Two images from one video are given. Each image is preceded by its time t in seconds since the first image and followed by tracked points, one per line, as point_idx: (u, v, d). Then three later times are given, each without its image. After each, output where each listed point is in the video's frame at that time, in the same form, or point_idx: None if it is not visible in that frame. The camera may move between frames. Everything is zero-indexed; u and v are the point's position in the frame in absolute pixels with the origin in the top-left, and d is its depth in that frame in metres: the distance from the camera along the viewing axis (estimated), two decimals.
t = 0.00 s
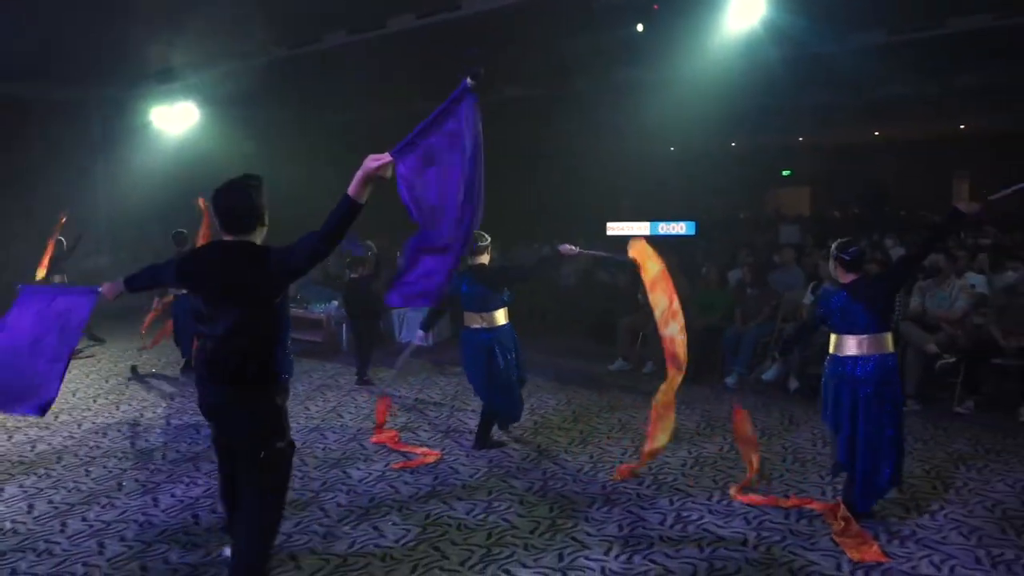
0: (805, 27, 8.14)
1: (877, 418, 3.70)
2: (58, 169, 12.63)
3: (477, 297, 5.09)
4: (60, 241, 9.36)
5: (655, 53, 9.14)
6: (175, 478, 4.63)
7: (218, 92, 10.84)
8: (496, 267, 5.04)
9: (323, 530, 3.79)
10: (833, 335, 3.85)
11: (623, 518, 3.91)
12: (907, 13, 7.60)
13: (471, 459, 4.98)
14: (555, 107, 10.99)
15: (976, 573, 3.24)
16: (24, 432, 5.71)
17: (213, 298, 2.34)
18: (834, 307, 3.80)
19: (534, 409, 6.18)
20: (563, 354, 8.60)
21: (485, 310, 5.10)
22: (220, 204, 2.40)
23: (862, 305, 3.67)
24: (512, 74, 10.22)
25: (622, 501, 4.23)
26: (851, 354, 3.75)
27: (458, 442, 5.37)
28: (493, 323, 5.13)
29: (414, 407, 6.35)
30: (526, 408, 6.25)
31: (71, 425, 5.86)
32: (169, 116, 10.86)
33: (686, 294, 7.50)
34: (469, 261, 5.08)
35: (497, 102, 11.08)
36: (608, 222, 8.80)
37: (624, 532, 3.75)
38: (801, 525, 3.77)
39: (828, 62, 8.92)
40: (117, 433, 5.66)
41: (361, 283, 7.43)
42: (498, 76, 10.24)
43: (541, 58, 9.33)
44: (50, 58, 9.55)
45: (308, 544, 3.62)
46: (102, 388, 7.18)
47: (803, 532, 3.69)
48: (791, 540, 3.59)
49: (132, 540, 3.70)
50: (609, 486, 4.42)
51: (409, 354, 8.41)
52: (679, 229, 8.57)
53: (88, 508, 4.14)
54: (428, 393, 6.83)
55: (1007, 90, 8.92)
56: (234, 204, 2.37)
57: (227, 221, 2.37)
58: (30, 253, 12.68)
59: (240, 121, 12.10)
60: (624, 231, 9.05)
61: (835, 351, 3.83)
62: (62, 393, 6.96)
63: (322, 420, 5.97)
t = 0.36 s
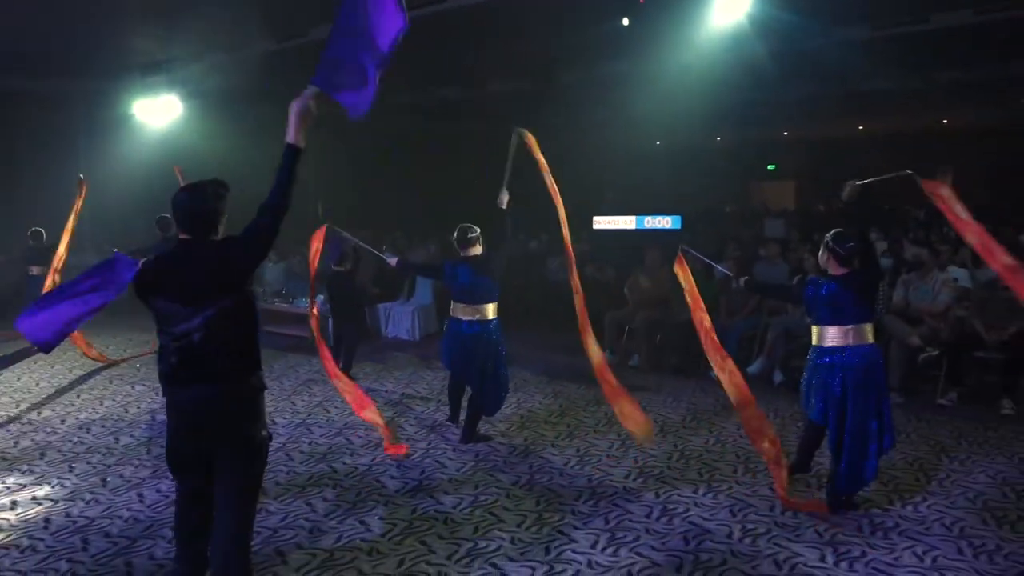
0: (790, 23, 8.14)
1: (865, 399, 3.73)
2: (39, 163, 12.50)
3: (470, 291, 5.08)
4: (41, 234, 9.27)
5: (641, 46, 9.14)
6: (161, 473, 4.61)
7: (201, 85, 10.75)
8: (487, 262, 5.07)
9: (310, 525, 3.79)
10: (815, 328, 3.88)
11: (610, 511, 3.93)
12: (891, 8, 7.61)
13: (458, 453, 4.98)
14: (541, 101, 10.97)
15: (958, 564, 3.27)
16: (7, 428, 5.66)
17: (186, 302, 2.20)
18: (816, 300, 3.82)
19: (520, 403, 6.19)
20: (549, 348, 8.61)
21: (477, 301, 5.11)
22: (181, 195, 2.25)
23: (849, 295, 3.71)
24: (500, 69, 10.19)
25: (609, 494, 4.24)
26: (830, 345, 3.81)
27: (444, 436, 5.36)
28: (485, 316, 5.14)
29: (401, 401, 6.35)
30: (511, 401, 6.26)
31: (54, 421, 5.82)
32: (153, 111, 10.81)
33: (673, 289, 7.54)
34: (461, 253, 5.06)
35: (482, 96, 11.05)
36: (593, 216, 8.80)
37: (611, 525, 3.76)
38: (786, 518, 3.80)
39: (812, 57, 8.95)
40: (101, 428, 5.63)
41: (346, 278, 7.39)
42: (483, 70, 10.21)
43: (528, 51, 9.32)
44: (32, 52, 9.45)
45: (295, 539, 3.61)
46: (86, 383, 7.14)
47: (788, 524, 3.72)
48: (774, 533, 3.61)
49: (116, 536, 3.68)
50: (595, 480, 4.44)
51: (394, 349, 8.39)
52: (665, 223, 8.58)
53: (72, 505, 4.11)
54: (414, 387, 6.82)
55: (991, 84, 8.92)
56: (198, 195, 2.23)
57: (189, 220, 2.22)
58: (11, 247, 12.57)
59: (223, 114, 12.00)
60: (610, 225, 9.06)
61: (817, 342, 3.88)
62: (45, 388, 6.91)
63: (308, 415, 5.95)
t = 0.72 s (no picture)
0: (800, 20, 8.01)
1: (862, 392, 3.74)
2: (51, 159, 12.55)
3: (478, 289, 5.07)
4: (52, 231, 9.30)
5: (652, 43, 9.09)
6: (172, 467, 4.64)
7: (209, 82, 10.74)
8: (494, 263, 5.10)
9: (321, 519, 3.81)
10: (805, 323, 3.91)
11: (620, 507, 3.93)
12: (903, 4, 7.49)
13: (469, 448, 4.99)
14: (549, 97, 10.92)
15: (969, 561, 3.27)
16: (20, 422, 5.70)
17: (182, 287, 2.59)
18: (806, 294, 3.85)
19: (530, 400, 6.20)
20: (558, 344, 8.61)
21: (483, 302, 5.10)
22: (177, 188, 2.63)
23: (838, 288, 3.77)
24: (509, 67, 10.14)
25: (619, 490, 4.24)
26: (821, 339, 3.83)
27: (455, 432, 5.37)
28: (489, 318, 5.14)
29: (411, 396, 6.36)
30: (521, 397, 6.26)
31: (67, 415, 5.86)
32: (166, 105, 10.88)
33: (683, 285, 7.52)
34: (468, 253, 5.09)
35: (490, 91, 11.02)
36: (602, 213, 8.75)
37: (621, 521, 3.77)
38: (797, 514, 3.80)
39: (821, 51, 8.85)
40: (113, 422, 5.67)
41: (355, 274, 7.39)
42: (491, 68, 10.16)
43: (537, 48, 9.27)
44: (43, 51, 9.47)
45: (306, 533, 3.63)
46: (97, 377, 7.17)
47: (798, 521, 3.72)
48: (786, 529, 3.61)
49: (129, 530, 3.71)
50: (605, 475, 4.44)
51: (404, 344, 8.40)
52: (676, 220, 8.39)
53: (85, 498, 4.15)
54: (424, 383, 6.83)
55: (998, 82, 9.37)
56: (198, 198, 2.63)
57: (187, 215, 2.60)
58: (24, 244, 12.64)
59: (232, 110, 12.00)
60: (620, 222, 8.82)
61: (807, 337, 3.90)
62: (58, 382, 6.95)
63: (319, 410, 5.97)
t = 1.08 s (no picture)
0: (822, 15, 7.93)
1: (863, 374, 3.96)
2: (76, 156, 12.70)
3: (483, 272, 5.10)
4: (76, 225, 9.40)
5: (672, 40, 9.03)
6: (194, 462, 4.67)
7: (230, 80, 10.81)
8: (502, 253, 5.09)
9: (341, 514, 3.83)
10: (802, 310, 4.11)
11: (639, 505, 3.92)
12: None
13: (488, 445, 4.99)
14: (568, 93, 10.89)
15: (995, 562, 3.22)
16: (47, 415, 5.78)
17: (194, 277, 2.62)
18: (805, 283, 4.02)
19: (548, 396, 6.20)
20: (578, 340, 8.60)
21: (485, 284, 5.11)
22: (196, 191, 2.66)
23: (834, 278, 3.94)
24: (528, 64, 10.13)
25: (639, 488, 4.23)
26: (820, 327, 4.02)
27: (475, 428, 5.37)
28: (494, 298, 5.14)
29: (431, 392, 6.38)
30: (541, 394, 6.26)
31: (92, 409, 5.92)
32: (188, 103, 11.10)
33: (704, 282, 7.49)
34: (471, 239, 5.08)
35: (509, 88, 11.01)
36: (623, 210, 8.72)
37: (640, 519, 3.75)
38: (818, 513, 3.77)
39: (844, 47, 8.76)
40: (136, 417, 5.72)
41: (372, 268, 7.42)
42: (510, 65, 10.14)
43: (557, 45, 9.25)
44: (67, 49, 9.57)
45: (326, 528, 3.66)
46: (121, 371, 7.25)
47: (818, 521, 3.69)
48: (806, 529, 3.58)
49: (153, 523, 3.75)
50: (625, 473, 4.43)
51: (424, 340, 8.43)
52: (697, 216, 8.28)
53: (109, 491, 4.19)
54: (444, 379, 6.84)
55: None
56: (210, 193, 2.65)
57: (203, 212, 2.64)
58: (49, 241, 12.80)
59: (253, 107, 12.07)
60: (642, 219, 8.81)
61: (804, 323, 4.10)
62: (83, 377, 7.04)
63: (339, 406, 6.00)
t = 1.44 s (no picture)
0: (845, 12, 7.85)
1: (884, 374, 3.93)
2: (101, 155, 12.85)
3: (499, 269, 5.10)
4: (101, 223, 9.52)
5: (692, 37, 8.98)
6: (217, 458, 4.71)
7: (253, 79, 10.88)
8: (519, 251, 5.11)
9: (362, 511, 3.85)
10: (824, 309, 4.08)
11: (659, 504, 3.91)
12: None
13: (508, 443, 4.99)
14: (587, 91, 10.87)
15: (1021, 565, 3.18)
16: (72, 411, 5.85)
17: (216, 273, 2.64)
18: (826, 280, 3.98)
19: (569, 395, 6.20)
20: (598, 339, 8.58)
21: (499, 279, 5.13)
22: (218, 191, 2.67)
23: (855, 275, 3.91)
24: (548, 62, 10.11)
25: (659, 487, 4.22)
26: (841, 326, 3.99)
27: (496, 427, 5.37)
28: (509, 295, 5.16)
29: (452, 391, 6.40)
30: (562, 392, 6.25)
31: (117, 405, 5.99)
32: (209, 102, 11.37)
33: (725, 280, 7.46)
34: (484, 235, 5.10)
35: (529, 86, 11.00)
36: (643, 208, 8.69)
37: (660, 518, 3.74)
38: (841, 514, 3.74)
39: (867, 43, 8.67)
40: (159, 413, 5.78)
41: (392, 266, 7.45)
42: (530, 63, 10.13)
43: (577, 42, 9.24)
44: (92, 49, 9.67)
45: (347, 524, 3.68)
46: (145, 368, 7.33)
47: (841, 522, 3.66)
48: (828, 530, 3.55)
49: (176, 518, 3.78)
50: (646, 472, 4.41)
51: (444, 338, 8.46)
52: (717, 214, 8.32)
53: (133, 486, 4.24)
54: (464, 377, 6.86)
55: None
56: (229, 192, 2.67)
57: (223, 208, 2.66)
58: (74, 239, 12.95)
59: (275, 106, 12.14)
60: (663, 217, 8.81)
61: (825, 323, 4.08)
62: (107, 373, 7.12)
63: (359, 403, 6.03)
